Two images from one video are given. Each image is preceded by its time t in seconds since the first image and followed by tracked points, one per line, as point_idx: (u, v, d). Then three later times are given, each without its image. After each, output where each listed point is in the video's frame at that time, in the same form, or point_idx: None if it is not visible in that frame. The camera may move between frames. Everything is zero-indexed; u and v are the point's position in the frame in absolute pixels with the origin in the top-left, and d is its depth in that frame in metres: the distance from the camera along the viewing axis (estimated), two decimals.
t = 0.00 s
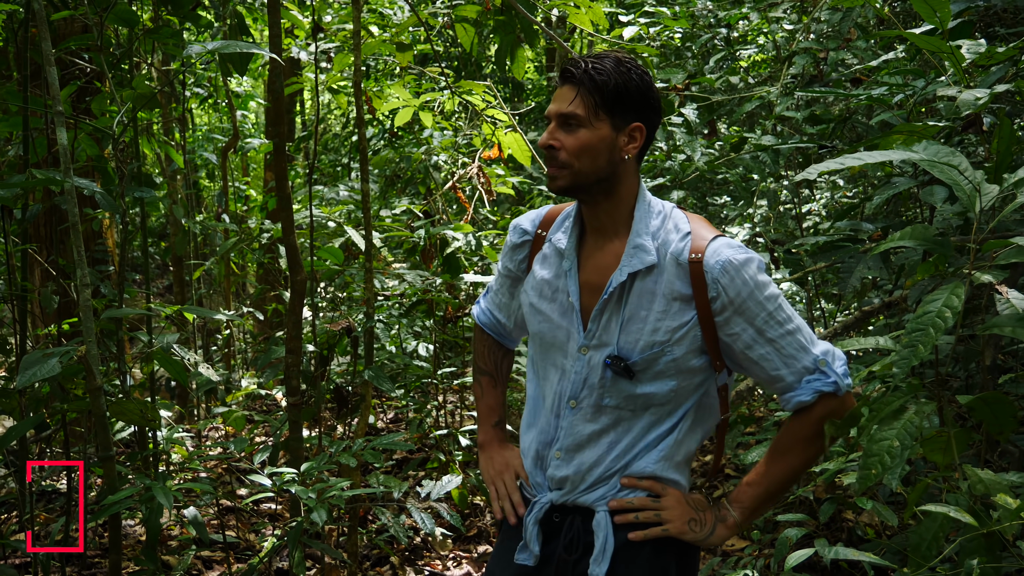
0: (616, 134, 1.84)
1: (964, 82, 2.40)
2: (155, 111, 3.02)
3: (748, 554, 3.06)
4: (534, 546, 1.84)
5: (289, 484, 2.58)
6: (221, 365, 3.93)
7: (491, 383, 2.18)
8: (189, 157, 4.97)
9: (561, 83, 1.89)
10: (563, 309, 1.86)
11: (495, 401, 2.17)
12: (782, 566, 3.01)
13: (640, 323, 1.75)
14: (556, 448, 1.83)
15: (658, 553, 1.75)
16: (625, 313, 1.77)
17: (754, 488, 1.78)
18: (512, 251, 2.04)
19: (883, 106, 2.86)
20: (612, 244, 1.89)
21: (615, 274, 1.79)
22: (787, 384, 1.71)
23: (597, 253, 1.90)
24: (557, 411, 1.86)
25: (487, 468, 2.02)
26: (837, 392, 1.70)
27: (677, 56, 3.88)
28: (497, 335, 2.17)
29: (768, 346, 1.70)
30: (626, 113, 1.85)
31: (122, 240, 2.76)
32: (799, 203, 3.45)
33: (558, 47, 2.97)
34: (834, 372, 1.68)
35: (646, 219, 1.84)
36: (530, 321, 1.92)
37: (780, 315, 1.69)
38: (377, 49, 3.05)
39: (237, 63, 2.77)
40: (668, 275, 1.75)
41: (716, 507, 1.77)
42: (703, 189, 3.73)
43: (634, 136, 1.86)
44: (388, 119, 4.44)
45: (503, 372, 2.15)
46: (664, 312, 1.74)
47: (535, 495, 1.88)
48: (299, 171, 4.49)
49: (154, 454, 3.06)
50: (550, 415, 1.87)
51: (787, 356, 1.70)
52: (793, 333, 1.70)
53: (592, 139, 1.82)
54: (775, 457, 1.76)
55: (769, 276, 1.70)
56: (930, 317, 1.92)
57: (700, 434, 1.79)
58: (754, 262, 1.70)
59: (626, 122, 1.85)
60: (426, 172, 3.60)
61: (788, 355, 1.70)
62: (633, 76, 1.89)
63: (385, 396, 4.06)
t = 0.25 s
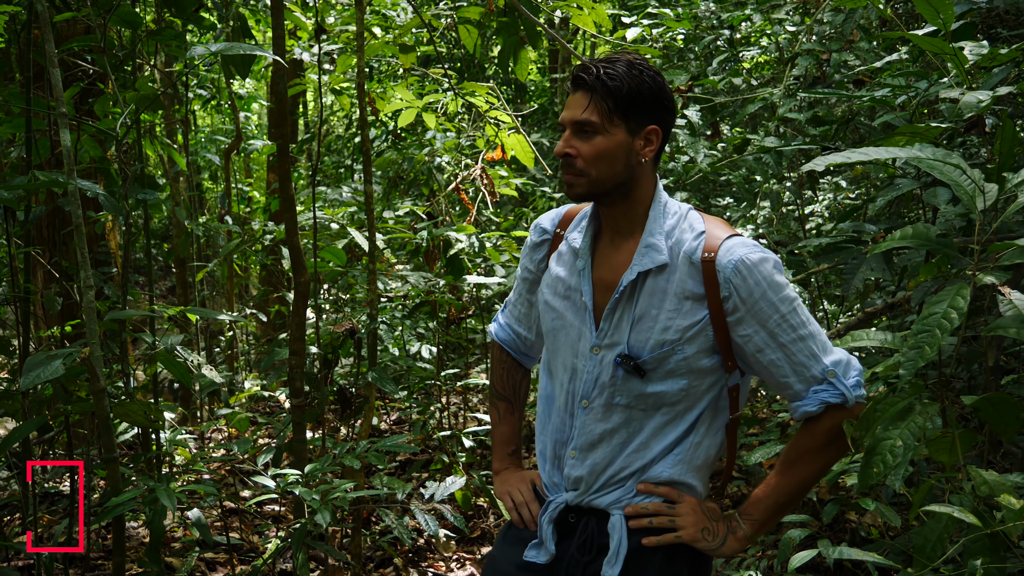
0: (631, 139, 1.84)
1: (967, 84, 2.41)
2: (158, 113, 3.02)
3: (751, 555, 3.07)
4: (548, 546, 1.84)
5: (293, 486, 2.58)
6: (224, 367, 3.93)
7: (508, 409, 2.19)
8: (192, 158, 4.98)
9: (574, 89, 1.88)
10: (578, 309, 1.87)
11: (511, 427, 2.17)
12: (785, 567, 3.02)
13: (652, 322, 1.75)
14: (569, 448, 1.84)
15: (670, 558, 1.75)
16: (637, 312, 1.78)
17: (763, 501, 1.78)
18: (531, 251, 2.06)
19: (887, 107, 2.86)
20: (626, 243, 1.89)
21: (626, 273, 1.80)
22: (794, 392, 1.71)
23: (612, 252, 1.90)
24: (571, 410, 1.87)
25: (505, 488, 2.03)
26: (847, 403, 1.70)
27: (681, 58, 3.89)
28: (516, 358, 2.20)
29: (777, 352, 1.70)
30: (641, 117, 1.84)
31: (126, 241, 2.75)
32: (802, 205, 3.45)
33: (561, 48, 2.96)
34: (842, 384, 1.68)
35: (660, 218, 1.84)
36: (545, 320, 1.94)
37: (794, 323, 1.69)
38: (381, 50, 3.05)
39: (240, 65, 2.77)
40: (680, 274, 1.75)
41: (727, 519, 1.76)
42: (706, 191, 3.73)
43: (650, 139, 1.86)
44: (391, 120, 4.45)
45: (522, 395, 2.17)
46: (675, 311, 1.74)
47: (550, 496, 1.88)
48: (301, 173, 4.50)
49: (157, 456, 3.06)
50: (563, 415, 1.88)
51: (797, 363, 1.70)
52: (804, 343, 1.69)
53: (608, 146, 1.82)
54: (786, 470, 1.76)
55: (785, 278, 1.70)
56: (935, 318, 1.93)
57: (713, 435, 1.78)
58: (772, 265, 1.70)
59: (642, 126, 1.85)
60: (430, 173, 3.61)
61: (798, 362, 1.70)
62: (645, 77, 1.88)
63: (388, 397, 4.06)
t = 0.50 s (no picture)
0: (631, 140, 1.83)
1: (970, 85, 2.39)
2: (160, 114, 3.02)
3: (754, 556, 3.07)
4: (548, 550, 1.85)
5: (296, 487, 2.58)
6: (227, 368, 3.93)
7: (515, 417, 2.17)
8: (195, 160, 4.98)
9: (572, 93, 1.88)
10: (580, 309, 1.87)
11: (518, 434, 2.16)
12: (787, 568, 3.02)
13: (653, 321, 1.75)
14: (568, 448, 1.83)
15: (668, 562, 1.75)
16: (639, 311, 1.78)
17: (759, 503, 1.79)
18: (536, 251, 2.06)
19: (890, 109, 2.86)
20: (631, 243, 1.89)
21: (630, 273, 1.80)
22: (793, 394, 1.71)
23: (616, 253, 1.90)
24: (571, 411, 1.86)
25: (510, 496, 2.02)
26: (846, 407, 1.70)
27: (684, 59, 3.89)
28: (523, 365, 2.19)
29: (777, 352, 1.70)
30: (640, 116, 1.84)
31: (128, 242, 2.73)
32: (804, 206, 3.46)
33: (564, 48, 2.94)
34: (841, 386, 1.68)
35: (664, 219, 1.84)
36: (548, 320, 1.94)
37: (794, 325, 1.69)
38: (383, 51, 3.05)
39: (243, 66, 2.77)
40: (684, 273, 1.75)
41: (724, 523, 1.77)
42: (709, 192, 3.74)
43: (650, 138, 1.85)
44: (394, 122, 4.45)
45: (529, 403, 2.15)
46: (677, 310, 1.74)
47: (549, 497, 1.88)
48: (305, 175, 4.50)
49: (161, 457, 3.06)
50: (564, 415, 1.87)
51: (797, 364, 1.70)
52: (804, 345, 1.70)
53: (608, 148, 1.81)
54: (783, 474, 1.76)
55: (790, 280, 1.71)
56: (935, 320, 1.93)
57: (712, 436, 1.78)
58: (775, 266, 1.70)
59: (641, 126, 1.84)
60: (433, 175, 3.61)
61: (798, 363, 1.70)
62: (643, 78, 1.86)
63: (391, 399, 4.07)
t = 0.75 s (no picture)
0: (630, 153, 1.83)
1: (972, 87, 2.38)
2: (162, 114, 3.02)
3: (756, 557, 3.08)
4: (562, 554, 1.86)
5: (298, 487, 2.58)
6: (229, 369, 3.94)
7: (534, 425, 2.24)
8: (197, 160, 4.99)
9: (566, 109, 1.87)
10: (591, 319, 1.90)
11: (537, 445, 2.22)
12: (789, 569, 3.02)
13: (663, 332, 1.76)
14: (581, 458, 1.86)
15: (682, 565, 1.76)
16: (648, 323, 1.78)
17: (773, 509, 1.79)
18: (550, 260, 2.10)
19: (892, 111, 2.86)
20: (640, 252, 1.90)
21: (638, 284, 1.80)
22: (806, 402, 1.71)
23: (626, 262, 1.92)
24: (584, 420, 1.89)
25: (524, 504, 2.06)
26: (859, 414, 1.70)
27: (686, 61, 3.90)
28: (543, 375, 2.24)
29: (788, 362, 1.69)
30: (637, 128, 1.82)
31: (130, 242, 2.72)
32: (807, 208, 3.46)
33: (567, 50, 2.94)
34: (854, 394, 1.68)
35: (671, 228, 1.84)
36: (562, 330, 1.97)
37: (805, 333, 1.68)
38: (386, 52, 3.04)
39: (245, 66, 2.77)
40: (691, 283, 1.75)
41: (738, 528, 1.78)
42: (711, 194, 3.74)
43: (649, 149, 1.84)
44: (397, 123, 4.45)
45: (547, 414, 2.21)
46: (686, 321, 1.74)
47: (564, 506, 1.91)
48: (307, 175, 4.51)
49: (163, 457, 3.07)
50: (577, 424, 1.90)
51: (808, 372, 1.69)
52: (815, 354, 1.69)
53: (607, 164, 1.81)
54: (797, 480, 1.76)
55: (798, 287, 1.69)
56: (940, 322, 1.94)
57: (728, 444, 1.78)
58: (785, 275, 1.69)
59: (639, 138, 1.83)
60: (435, 176, 3.61)
61: (810, 371, 1.69)
62: (636, 88, 1.85)
63: (393, 400, 4.07)
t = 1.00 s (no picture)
0: (637, 155, 1.83)
1: (974, 91, 2.38)
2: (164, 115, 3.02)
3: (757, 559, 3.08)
4: (571, 556, 1.86)
5: (298, 488, 2.58)
6: (230, 369, 3.94)
7: (539, 426, 2.25)
8: (199, 161, 4.99)
9: (573, 112, 1.87)
10: (599, 322, 1.90)
11: (542, 444, 2.23)
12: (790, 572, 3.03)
13: (672, 336, 1.76)
14: (589, 460, 1.86)
15: (691, 567, 1.76)
16: (658, 327, 1.78)
17: (781, 511, 1.80)
18: (557, 262, 2.11)
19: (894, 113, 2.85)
20: (648, 256, 1.91)
21: (649, 288, 1.80)
22: (815, 406, 1.71)
23: (634, 265, 1.92)
24: (591, 423, 1.89)
25: (531, 505, 2.07)
26: (868, 418, 1.70)
27: (688, 63, 3.90)
28: (548, 376, 2.25)
29: (798, 366, 1.70)
30: (644, 130, 1.83)
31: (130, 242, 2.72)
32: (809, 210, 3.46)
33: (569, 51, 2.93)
34: (863, 397, 1.68)
35: (681, 232, 1.84)
36: (568, 332, 1.97)
37: (815, 337, 1.69)
38: (388, 53, 3.04)
39: (247, 66, 2.77)
40: (702, 287, 1.75)
41: (746, 531, 1.79)
42: (712, 196, 3.75)
43: (657, 152, 1.84)
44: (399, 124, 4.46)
45: (553, 414, 2.22)
46: (696, 325, 1.75)
47: (572, 509, 1.91)
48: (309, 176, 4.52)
49: (164, 458, 3.07)
50: (585, 428, 1.90)
51: (818, 376, 1.69)
52: (825, 358, 1.69)
53: (614, 166, 1.81)
54: (805, 483, 1.76)
55: (808, 291, 1.69)
56: (947, 322, 1.94)
57: (735, 447, 1.79)
58: (794, 279, 1.69)
59: (646, 140, 1.83)
60: (437, 177, 3.61)
61: (819, 375, 1.69)
62: (643, 90, 1.85)
63: (394, 401, 4.07)
